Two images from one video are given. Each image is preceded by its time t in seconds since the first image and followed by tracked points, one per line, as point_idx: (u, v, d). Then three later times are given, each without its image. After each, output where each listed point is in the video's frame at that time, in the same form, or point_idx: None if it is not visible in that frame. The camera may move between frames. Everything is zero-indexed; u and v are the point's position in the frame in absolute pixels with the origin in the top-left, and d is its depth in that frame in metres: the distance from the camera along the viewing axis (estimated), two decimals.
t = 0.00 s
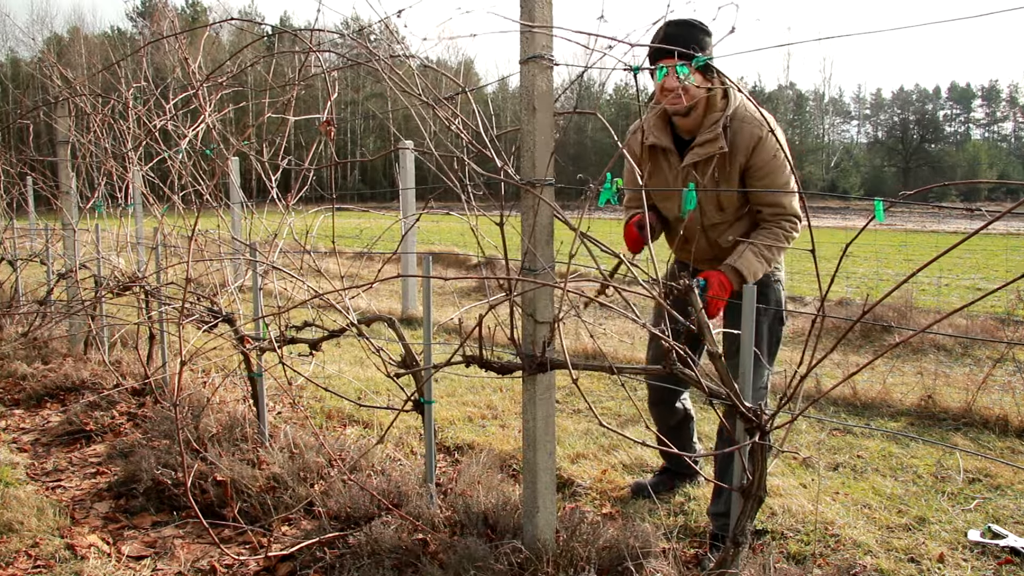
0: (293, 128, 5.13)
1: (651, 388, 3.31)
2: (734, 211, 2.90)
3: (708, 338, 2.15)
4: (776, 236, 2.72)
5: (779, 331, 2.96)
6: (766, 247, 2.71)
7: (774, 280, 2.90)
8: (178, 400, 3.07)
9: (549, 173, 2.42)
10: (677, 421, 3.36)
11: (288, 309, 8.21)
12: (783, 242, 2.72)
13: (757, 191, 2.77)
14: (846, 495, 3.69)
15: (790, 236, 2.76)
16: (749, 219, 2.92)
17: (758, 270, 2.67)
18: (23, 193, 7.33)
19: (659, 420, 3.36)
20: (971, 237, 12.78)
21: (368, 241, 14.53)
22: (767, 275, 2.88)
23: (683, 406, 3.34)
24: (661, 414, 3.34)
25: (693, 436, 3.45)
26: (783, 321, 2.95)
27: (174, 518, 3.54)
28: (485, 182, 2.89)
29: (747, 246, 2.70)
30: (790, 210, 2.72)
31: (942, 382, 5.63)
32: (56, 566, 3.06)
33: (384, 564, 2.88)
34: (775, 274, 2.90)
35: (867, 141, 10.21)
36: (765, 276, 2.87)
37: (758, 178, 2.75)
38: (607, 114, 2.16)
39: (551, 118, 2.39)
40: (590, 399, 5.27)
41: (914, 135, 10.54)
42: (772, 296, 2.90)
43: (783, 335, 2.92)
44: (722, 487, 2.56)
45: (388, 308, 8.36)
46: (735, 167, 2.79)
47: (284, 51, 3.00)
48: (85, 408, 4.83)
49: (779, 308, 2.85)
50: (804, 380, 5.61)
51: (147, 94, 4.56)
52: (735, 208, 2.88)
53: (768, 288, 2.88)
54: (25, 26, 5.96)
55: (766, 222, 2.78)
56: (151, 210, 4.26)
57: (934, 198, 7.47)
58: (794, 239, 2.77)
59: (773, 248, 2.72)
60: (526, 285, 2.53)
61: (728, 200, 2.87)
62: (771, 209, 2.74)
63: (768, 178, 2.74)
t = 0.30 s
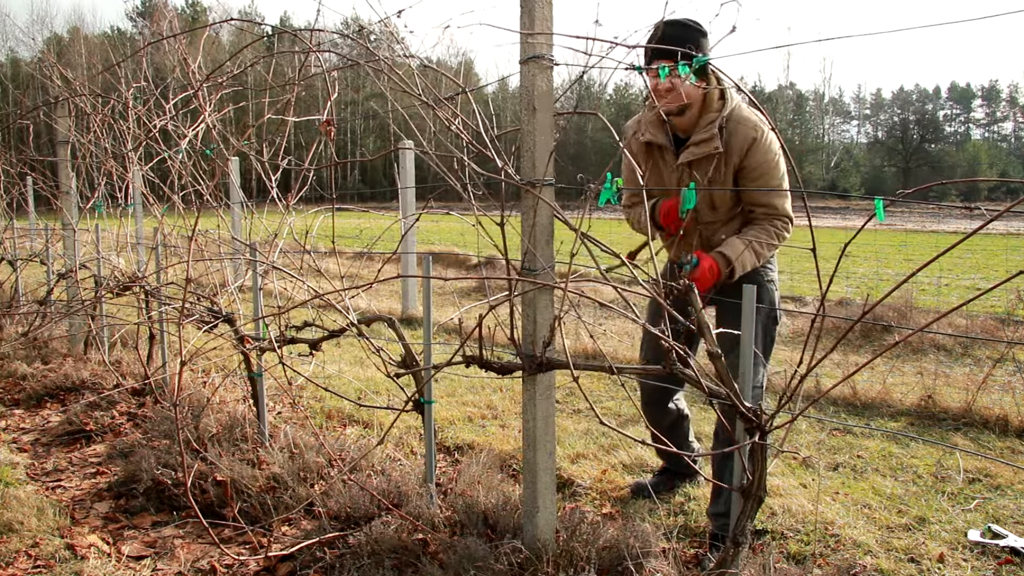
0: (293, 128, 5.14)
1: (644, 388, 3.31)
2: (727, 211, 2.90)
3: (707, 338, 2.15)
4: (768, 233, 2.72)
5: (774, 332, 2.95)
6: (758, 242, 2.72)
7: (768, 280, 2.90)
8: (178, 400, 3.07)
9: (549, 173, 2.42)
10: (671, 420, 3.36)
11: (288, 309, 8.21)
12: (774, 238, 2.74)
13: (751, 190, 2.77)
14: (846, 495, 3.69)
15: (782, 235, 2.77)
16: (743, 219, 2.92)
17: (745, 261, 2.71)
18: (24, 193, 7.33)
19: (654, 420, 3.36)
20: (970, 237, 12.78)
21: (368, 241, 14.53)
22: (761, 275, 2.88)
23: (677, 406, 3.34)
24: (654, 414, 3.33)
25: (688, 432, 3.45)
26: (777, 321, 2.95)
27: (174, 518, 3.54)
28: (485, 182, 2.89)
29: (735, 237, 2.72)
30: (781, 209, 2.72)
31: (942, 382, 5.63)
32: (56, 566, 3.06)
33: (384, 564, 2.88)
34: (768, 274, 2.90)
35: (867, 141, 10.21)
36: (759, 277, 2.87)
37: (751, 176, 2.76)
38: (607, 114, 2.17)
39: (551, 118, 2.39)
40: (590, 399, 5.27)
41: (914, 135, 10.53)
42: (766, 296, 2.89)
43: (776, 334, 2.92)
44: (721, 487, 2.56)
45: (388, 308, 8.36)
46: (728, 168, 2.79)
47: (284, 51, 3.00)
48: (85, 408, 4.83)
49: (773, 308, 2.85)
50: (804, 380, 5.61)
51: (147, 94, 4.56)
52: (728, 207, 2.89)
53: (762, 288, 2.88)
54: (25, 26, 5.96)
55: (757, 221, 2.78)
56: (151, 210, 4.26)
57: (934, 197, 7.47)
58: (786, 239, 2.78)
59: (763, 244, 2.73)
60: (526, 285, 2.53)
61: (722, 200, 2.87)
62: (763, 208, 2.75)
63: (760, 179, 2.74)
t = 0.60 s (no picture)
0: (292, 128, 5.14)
1: (642, 387, 3.31)
2: (715, 223, 2.91)
3: (708, 338, 2.15)
4: (753, 234, 2.75)
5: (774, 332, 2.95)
6: (742, 242, 2.75)
7: (768, 279, 2.89)
8: (178, 399, 3.07)
9: (549, 173, 2.42)
10: (669, 419, 3.35)
11: (288, 309, 8.21)
12: (759, 240, 2.77)
13: (733, 200, 2.78)
14: (846, 495, 3.69)
15: (768, 239, 2.79)
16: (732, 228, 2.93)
17: (729, 259, 2.72)
18: (24, 193, 7.32)
19: (653, 420, 3.36)
20: (971, 237, 12.78)
21: (368, 241, 14.54)
22: (761, 277, 2.88)
23: (676, 405, 3.34)
24: (653, 413, 3.34)
25: (688, 431, 3.44)
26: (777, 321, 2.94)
27: (174, 518, 3.54)
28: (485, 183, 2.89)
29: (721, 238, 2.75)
30: (764, 216, 2.75)
31: (942, 382, 5.63)
32: (56, 566, 3.06)
33: (384, 564, 2.87)
34: (767, 274, 2.89)
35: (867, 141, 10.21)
36: (760, 278, 2.87)
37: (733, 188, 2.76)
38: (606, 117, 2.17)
39: (551, 118, 2.39)
40: (590, 399, 5.27)
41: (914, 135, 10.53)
42: (766, 296, 2.89)
43: (776, 334, 2.92)
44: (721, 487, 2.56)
45: (388, 308, 8.36)
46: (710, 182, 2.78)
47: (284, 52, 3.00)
48: (85, 408, 4.83)
49: (773, 308, 2.84)
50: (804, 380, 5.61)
51: (147, 94, 4.56)
52: (716, 218, 2.90)
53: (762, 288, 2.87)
54: (25, 26, 5.97)
55: (740, 226, 2.82)
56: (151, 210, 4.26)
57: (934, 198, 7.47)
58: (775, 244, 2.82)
59: (748, 246, 2.76)
60: (527, 285, 2.53)
61: (709, 212, 2.88)
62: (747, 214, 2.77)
63: (743, 188, 2.74)
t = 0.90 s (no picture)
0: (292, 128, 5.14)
1: (642, 387, 3.32)
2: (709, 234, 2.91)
3: (707, 338, 2.15)
4: (729, 245, 2.67)
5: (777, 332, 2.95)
6: (718, 253, 2.69)
7: (772, 280, 2.89)
8: (177, 399, 3.07)
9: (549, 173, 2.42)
10: (669, 419, 3.36)
11: (288, 309, 8.21)
12: (738, 250, 2.68)
13: (717, 211, 2.74)
14: (846, 495, 3.69)
15: (751, 250, 2.70)
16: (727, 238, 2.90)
17: (704, 269, 2.65)
18: (24, 193, 7.33)
19: (653, 419, 3.36)
20: (971, 237, 12.77)
21: (368, 241, 14.53)
22: (765, 278, 2.88)
23: (677, 405, 3.34)
24: (653, 412, 3.34)
25: (689, 431, 3.44)
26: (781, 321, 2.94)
27: (174, 518, 3.54)
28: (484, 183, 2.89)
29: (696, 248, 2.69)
30: (740, 225, 2.67)
31: (942, 382, 5.62)
32: (56, 566, 3.06)
33: (384, 564, 2.87)
34: (771, 275, 2.89)
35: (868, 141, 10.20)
36: (764, 280, 2.88)
37: (716, 199, 2.73)
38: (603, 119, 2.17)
39: (551, 118, 2.39)
40: (590, 399, 5.27)
41: (914, 135, 10.53)
42: (770, 296, 2.89)
43: (779, 335, 2.93)
44: (721, 487, 2.56)
45: (388, 308, 8.36)
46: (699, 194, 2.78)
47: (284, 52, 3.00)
48: (85, 408, 4.83)
49: (777, 308, 2.85)
50: (804, 380, 5.62)
51: (147, 94, 4.56)
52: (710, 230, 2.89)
53: (766, 288, 2.88)
54: (25, 26, 5.97)
55: (720, 237, 2.76)
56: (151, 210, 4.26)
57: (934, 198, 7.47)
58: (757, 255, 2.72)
59: (723, 257, 2.68)
60: (527, 285, 2.53)
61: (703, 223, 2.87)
62: (728, 224, 2.71)
63: (723, 198, 2.70)
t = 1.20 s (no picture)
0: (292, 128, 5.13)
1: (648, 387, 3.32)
2: (720, 236, 2.92)
3: (707, 337, 2.15)
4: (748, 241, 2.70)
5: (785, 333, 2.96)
6: (737, 248, 2.70)
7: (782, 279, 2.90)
8: (177, 399, 3.06)
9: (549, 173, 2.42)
10: (674, 420, 3.36)
11: (289, 309, 8.21)
12: (756, 247, 2.71)
13: (731, 211, 2.76)
14: (846, 495, 3.69)
15: (768, 246, 2.73)
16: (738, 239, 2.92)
17: (723, 265, 2.67)
18: (23, 193, 7.32)
19: (658, 420, 3.36)
20: (970, 237, 12.77)
21: (368, 241, 14.54)
22: (775, 277, 2.87)
23: (682, 406, 3.34)
24: (658, 413, 3.34)
25: (692, 432, 3.44)
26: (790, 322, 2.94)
27: (174, 518, 3.54)
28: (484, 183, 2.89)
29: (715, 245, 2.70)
30: (757, 223, 2.70)
31: (941, 382, 5.62)
32: (56, 566, 3.06)
33: (383, 563, 2.87)
34: (781, 274, 2.89)
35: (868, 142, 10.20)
36: (775, 278, 2.87)
37: (729, 200, 2.74)
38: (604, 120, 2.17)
39: (551, 118, 2.39)
40: (590, 399, 5.27)
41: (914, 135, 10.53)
42: (780, 296, 2.89)
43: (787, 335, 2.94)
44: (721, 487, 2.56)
45: (388, 308, 8.36)
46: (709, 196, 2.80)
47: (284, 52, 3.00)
48: (85, 408, 4.83)
49: (786, 309, 2.86)
50: (804, 380, 5.62)
51: (147, 94, 4.55)
52: (721, 231, 2.91)
53: (776, 288, 2.88)
54: (25, 26, 5.97)
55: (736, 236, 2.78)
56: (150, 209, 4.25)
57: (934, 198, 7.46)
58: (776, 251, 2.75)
59: (742, 253, 2.70)
60: (526, 285, 2.53)
61: (713, 225, 2.89)
62: (744, 222, 2.73)
63: (736, 199, 2.71)
